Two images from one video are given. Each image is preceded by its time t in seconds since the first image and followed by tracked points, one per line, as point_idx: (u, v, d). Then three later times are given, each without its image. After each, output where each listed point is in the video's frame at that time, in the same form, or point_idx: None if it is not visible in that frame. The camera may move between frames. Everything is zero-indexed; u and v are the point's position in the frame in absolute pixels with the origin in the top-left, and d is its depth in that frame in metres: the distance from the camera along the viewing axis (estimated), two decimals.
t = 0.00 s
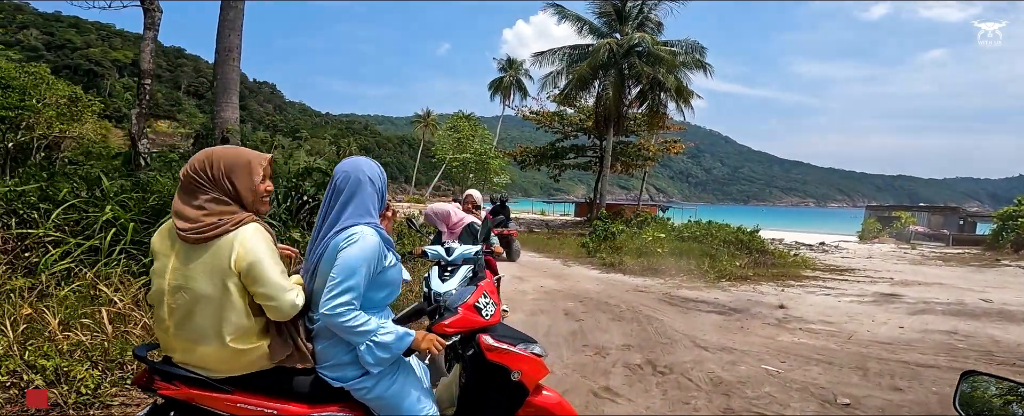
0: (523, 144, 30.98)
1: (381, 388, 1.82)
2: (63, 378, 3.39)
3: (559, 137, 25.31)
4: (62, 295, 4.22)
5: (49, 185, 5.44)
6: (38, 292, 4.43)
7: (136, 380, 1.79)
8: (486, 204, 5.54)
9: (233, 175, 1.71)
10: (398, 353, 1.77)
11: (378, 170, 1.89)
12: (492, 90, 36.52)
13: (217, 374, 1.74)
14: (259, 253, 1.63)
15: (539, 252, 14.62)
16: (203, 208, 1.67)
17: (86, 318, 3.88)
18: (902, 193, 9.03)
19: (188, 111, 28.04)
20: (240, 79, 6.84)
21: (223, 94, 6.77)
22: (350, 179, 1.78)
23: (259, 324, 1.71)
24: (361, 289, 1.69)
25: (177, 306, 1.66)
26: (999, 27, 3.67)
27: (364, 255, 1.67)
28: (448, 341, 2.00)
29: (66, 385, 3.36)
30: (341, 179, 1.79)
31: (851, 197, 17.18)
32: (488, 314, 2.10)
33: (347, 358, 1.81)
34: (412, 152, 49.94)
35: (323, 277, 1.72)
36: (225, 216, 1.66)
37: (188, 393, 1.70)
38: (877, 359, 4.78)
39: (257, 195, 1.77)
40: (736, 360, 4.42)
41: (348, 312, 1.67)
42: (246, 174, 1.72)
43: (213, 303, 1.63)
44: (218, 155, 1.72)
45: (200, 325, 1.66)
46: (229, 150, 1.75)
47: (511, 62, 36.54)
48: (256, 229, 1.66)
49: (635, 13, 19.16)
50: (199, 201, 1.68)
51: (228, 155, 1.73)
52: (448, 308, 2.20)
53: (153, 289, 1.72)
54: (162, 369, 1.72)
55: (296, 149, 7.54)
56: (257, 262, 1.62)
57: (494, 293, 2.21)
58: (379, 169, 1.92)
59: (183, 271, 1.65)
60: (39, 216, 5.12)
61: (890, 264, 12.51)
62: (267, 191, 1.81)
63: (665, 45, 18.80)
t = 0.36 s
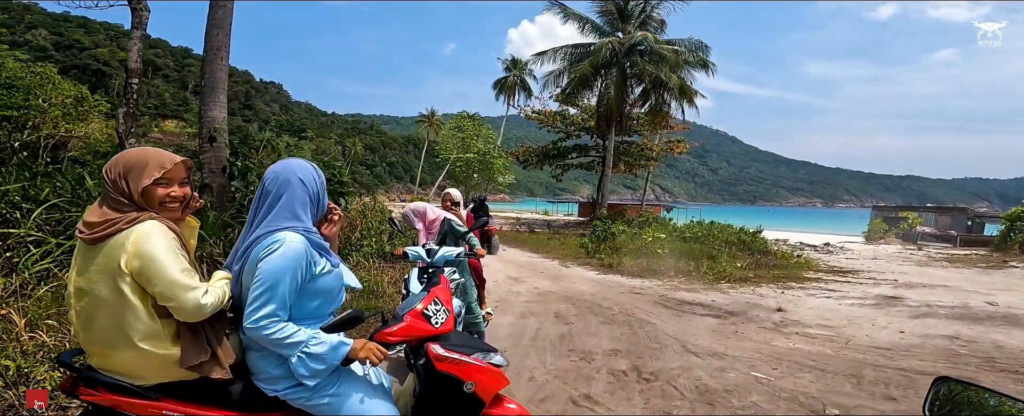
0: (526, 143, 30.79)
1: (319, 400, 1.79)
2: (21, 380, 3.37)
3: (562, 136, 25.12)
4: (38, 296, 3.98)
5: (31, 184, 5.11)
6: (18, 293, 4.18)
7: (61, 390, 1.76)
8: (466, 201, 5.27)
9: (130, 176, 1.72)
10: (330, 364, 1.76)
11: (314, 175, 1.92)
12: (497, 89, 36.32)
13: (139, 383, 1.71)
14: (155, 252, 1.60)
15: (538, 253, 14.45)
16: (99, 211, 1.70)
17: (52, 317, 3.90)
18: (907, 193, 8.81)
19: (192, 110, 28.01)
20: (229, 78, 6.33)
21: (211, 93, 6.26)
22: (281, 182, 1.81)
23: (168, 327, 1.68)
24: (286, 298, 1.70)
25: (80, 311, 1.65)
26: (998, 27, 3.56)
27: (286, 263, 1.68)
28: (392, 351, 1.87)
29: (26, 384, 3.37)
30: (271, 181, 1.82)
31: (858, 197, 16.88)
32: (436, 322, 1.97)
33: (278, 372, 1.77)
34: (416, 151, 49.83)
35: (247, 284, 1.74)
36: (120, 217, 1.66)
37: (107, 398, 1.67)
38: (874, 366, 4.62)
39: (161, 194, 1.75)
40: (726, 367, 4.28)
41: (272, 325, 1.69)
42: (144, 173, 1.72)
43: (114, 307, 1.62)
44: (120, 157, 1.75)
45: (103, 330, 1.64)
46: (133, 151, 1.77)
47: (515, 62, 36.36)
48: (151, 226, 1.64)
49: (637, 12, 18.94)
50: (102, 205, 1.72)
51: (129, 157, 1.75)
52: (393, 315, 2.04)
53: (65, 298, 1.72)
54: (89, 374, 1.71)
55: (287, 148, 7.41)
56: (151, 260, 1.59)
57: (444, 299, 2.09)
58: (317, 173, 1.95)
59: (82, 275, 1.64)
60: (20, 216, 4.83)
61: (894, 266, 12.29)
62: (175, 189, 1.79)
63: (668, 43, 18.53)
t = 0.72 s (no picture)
0: (530, 143, 30.65)
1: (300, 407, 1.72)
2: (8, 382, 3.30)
3: (566, 136, 24.99)
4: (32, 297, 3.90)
5: (28, 185, 4.93)
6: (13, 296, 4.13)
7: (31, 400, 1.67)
8: (462, 199, 5.22)
9: (92, 173, 1.69)
10: (311, 370, 1.68)
11: (293, 174, 1.85)
12: (500, 89, 36.21)
13: (110, 387, 1.62)
14: (116, 251, 1.54)
15: (542, 252, 14.37)
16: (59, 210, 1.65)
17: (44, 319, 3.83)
18: (915, 193, 8.66)
19: (197, 111, 28.12)
20: (228, 77, 6.27)
21: (210, 93, 6.20)
22: (259, 183, 1.74)
23: (134, 328, 1.61)
24: (265, 303, 1.61)
25: (39, 314, 1.57)
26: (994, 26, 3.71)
27: (266, 266, 1.59)
28: (376, 357, 1.78)
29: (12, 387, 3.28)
30: (248, 181, 1.75)
31: (865, 197, 16.66)
32: (422, 327, 1.90)
33: (256, 380, 1.69)
34: (421, 151, 49.80)
35: (224, 285, 1.66)
36: (79, 215, 1.60)
37: (77, 404, 1.60)
38: (880, 370, 4.51)
39: (122, 193, 1.72)
40: (728, 370, 4.18)
41: (252, 331, 1.60)
42: (104, 172, 1.70)
43: (72, 309, 1.54)
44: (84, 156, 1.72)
45: (64, 332, 1.57)
46: (97, 151, 1.74)
47: (519, 61, 36.24)
48: (110, 223, 1.58)
49: (642, 11, 18.79)
50: (64, 207, 1.67)
51: (91, 156, 1.71)
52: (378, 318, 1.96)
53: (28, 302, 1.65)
54: (60, 378, 1.63)
55: (286, 148, 7.34)
56: (110, 258, 1.53)
57: (431, 303, 2.01)
58: (296, 171, 1.88)
59: (41, 276, 1.57)
60: (19, 216, 4.67)
61: (902, 266, 12.14)
62: (138, 187, 1.76)
63: (673, 42, 18.36)
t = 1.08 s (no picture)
0: (533, 144, 30.58)
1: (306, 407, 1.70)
2: (16, 383, 3.30)
3: (569, 136, 24.93)
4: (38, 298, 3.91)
5: (34, 186, 4.92)
6: (18, 296, 4.10)
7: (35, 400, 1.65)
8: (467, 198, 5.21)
9: (94, 173, 1.68)
10: (316, 370, 1.65)
11: (299, 172, 1.83)
12: (503, 90, 36.17)
13: (113, 389, 1.60)
14: (114, 251, 1.52)
15: (546, 253, 14.34)
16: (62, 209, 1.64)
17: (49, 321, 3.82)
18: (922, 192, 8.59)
19: (201, 113, 28.23)
20: (232, 78, 6.27)
21: (214, 94, 6.20)
22: (264, 181, 1.72)
23: (136, 330, 1.59)
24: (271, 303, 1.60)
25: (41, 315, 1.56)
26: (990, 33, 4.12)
27: (270, 265, 1.58)
28: (383, 358, 1.76)
29: (17, 388, 3.26)
30: (254, 180, 1.73)
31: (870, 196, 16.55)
32: (429, 328, 1.88)
33: (261, 378, 1.67)
34: (424, 152, 49.81)
35: (229, 286, 1.64)
36: (79, 216, 1.59)
37: (79, 406, 1.59)
38: (889, 370, 4.47)
39: (123, 192, 1.71)
40: (736, 370, 4.16)
41: (257, 331, 1.58)
42: (106, 171, 1.69)
43: (72, 310, 1.53)
44: (87, 154, 1.71)
45: (66, 334, 1.56)
46: (100, 150, 1.73)
47: (521, 63, 36.19)
48: (110, 223, 1.56)
49: (645, 11, 18.72)
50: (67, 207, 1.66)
51: (94, 154, 1.70)
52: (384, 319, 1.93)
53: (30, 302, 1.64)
54: (63, 380, 1.61)
55: (291, 149, 7.34)
56: (108, 259, 1.51)
57: (439, 304, 1.99)
58: (302, 170, 1.86)
59: (42, 276, 1.56)
60: (25, 218, 4.67)
61: (909, 266, 12.06)
62: (139, 187, 1.74)
63: (676, 42, 18.26)
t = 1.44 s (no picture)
0: (537, 144, 30.56)
1: (315, 402, 1.72)
2: (27, 381, 3.33)
3: (574, 137, 24.91)
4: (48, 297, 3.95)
5: (44, 186, 4.99)
6: (28, 295, 4.13)
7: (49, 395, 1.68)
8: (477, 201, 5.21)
9: (106, 174, 1.70)
10: (325, 365, 1.68)
11: (308, 170, 1.84)
12: (508, 90, 36.17)
13: (128, 385, 1.63)
14: (128, 252, 1.54)
15: (550, 253, 14.35)
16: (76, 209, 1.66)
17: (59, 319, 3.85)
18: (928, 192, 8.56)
19: (207, 114, 28.38)
20: (238, 79, 6.31)
21: (221, 94, 6.25)
22: (275, 179, 1.74)
23: (148, 329, 1.61)
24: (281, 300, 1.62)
25: (57, 312, 1.59)
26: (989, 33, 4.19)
27: (283, 261, 1.60)
28: (389, 353, 1.78)
29: (27, 385, 3.30)
30: (265, 179, 1.75)
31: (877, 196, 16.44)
32: (435, 323, 1.89)
33: (272, 374, 1.70)
34: (429, 152, 49.87)
35: (241, 282, 1.66)
36: (94, 216, 1.61)
37: (93, 401, 1.61)
38: (894, 369, 4.47)
39: (135, 194, 1.73)
40: (740, 370, 4.16)
41: (267, 326, 1.60)
42: (118, 173, 1.71)
43: (88, 308, 1.56)
44: (98, 156, 1.72)
45: (81, 332, 1.58)
46: (112, 151, 1.75)
47: (526, 63, 36.16)
48: (124, 224, 1.58)
49: (649, 12, 18.70)
50: (81, 208, 1.69)
51: (106, 156, 1.72)
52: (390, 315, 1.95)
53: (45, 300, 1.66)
54: (77, 375, 1.63)
55: (297, 149, 7.38)
56: (123, 260, 1.53)
57: (444, 300, 2.00)
58: (313, 168, 1.87)
59: (57, 275, 1.59)
60: (34, 217, 4.71)
61: (915, 266, 12.01)
62: (151, 189, 1.76)
63: (681, 42, 18.19)
